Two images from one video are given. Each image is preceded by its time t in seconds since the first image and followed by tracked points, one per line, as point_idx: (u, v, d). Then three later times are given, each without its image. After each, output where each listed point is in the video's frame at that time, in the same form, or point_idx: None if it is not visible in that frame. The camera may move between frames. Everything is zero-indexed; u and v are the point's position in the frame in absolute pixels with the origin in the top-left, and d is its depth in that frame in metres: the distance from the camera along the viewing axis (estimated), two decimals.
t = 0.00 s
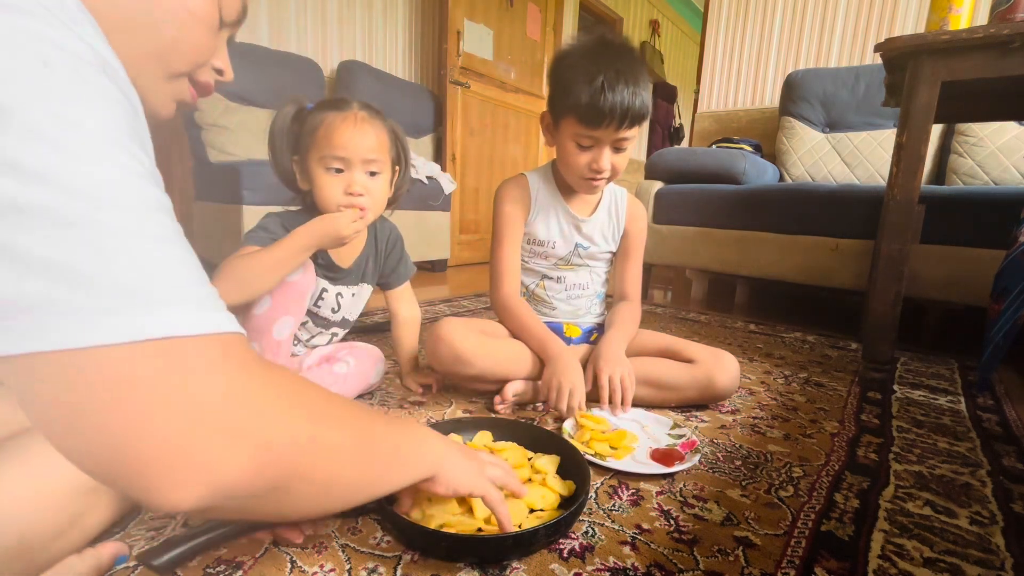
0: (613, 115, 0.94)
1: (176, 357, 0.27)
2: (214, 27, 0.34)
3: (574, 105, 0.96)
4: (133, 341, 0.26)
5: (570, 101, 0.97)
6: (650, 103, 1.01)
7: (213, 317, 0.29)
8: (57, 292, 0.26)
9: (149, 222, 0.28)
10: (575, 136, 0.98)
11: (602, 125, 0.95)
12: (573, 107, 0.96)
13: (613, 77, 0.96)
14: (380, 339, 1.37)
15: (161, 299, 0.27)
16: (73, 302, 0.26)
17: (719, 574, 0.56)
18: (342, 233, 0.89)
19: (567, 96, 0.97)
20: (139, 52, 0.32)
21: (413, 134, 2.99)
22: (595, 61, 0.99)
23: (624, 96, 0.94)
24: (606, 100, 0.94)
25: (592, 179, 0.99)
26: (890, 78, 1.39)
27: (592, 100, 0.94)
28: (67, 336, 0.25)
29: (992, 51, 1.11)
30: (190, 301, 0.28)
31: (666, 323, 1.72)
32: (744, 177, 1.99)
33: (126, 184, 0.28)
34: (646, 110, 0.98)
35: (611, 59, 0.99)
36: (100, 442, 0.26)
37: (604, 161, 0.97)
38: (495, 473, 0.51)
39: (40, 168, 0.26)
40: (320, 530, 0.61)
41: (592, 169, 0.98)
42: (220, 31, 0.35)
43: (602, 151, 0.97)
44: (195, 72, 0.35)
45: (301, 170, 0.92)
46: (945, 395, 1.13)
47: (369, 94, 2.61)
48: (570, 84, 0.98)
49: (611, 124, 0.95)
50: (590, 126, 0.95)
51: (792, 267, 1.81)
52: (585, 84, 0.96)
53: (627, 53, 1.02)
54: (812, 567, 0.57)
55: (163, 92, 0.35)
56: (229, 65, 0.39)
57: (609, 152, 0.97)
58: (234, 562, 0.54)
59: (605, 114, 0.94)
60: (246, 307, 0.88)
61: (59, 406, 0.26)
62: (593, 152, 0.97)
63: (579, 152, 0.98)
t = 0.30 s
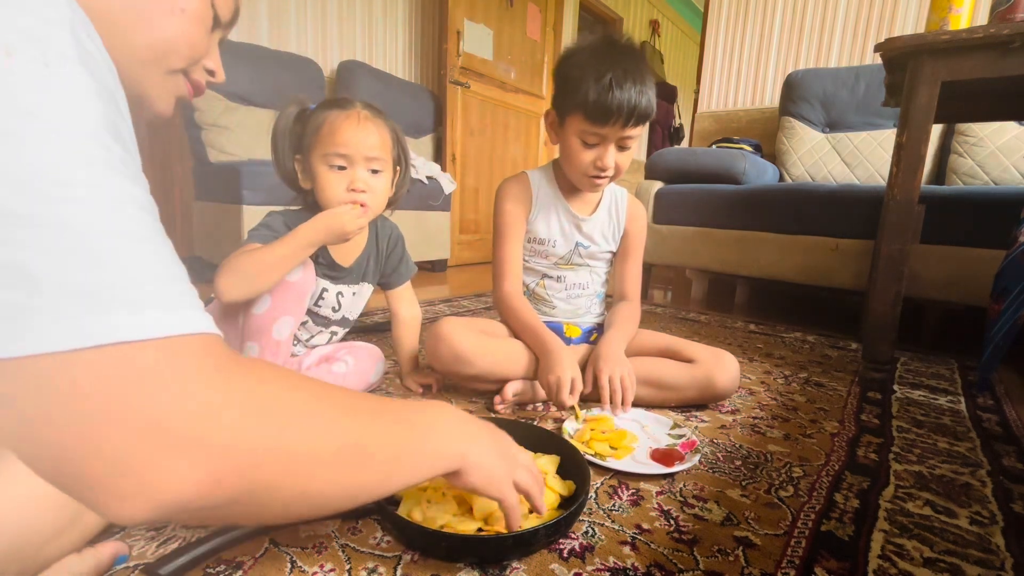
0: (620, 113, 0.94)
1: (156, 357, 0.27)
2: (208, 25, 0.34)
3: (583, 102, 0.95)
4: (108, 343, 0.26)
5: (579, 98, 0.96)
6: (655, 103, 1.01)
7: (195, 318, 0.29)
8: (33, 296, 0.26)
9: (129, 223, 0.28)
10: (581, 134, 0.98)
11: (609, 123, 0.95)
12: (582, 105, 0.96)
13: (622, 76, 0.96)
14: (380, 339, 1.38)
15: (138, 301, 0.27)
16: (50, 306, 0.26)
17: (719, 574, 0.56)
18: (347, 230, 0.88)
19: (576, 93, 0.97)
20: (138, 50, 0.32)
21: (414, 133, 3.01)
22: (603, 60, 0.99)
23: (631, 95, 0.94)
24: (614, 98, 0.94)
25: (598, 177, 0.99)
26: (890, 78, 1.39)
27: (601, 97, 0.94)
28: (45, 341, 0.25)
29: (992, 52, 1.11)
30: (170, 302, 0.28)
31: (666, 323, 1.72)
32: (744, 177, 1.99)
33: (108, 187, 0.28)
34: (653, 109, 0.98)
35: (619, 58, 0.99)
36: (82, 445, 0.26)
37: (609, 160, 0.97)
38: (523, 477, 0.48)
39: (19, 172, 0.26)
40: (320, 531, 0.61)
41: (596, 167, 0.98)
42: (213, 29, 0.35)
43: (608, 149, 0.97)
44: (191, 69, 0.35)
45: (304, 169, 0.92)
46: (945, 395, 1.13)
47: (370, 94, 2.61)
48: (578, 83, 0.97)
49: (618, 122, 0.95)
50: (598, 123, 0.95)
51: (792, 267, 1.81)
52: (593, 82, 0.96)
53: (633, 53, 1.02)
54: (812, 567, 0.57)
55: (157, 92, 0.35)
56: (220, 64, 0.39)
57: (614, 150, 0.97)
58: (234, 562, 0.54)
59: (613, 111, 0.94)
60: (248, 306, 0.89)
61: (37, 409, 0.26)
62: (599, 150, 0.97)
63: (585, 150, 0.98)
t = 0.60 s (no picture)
0: (639, 115, 0.94)
1: (161, 369, 0.27)
2: (213, 31, 0.34)
3: (603, 100, 0.95)
4: (115, 358, 0.26)
5: (598, 96, 0.96)
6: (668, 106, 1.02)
7: (198, 331, 0.29)
8: (35, 307, 0.25)
9: (135, 235, 0.28)
10: (595, 132, 0.97)
11: (627, 123, 0.95)
12: (601, 103, 0.95)
13: (643, 77, 0.96)
14: (380, 339, 1.38)
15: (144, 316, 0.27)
16: (54, 318, 0.25)
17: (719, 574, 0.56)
18: (351, 228, 0.89)
19: (595, 90, 0.96)
20: (144, 57, 0.32)
21: (414, 133, 3.01)
22: (623, 59, 0.98)
23: (651, 98, 0.94)
24: (635, 99, 0.93)
25: (608, 176, 0.99)
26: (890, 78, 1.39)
27: (621, 96, 0.94)
28: (48, 352, 0.25)
29: (993, 52, 1.11)
30: (174, 317, 0.28)
31: (666, 323, 1.72)
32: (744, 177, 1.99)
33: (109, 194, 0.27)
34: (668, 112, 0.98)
35: (639, 59, 0.99)
36: (79, 454, 0.26)
37: (621, 159, 0.97)
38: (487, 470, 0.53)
39: (22, 183, 0.25)
40: (319, 531, 0.60)
41: (608, 166, 0.98)
42: (216, 35, 0.35)
43: (621, 149, 0.97)
44: (194, 75, 0.35)
45: (306, 169, 0.92)
46: (945, 395, 1.13)
47: (370, 94, 2.61)
48: (598, 81, 0.97)
49: (635, 123, 0.95)
50: (615, 123, 0.95)
51: (792, 267, 1.81)
52: (614, 80, 0.95)
53: (651, 55, 1.02)
54: (812, 567, 0.57)
55: (158, 97, 0.35)
56: (223, 69, 0.38)
57: (626, 150, 0.98)
58: (234, 562, 0.54)
59: (633, 112, 0.94)
60: (249, 306, 0.89)
61: (34, 418, 0.25)
62: (611, 149, 0.97)
63: (598, 148, 0.98)
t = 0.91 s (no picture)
0: (663, 118, 0.94)
1: (158, 365, 0.27)
2: (209, 40, 0.34)
3: (630, 101, 0.93)
4: (113, 352, 0.26)
5: (624, 96, 0.94)
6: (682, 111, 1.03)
7: (196, 328, 0.29)
8: (32, 299, 0.25)
9: (134, 229, 0.28)
10: (618, 133, 0.96)
11: (651, 125, 0.94)
12: (627, 104, 0.93)
13: (669, 80, 0.95)
14: (380, 339, 1.38)
15: (140, 308, 0.27)
16: (51, 307, 0.25)
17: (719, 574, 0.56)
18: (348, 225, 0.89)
19: (621, 90, 0.94)
20: (141, 64, 0.32)
21: (414, 133, 3.01)
22: (648, 59, 0.97)
23: (676, 102, 0.95)
24: (663, 102, 0.93)
25: (626, 178, 0.98)
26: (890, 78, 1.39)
27: (649, 99, 0.93)
28: (44, 340, 0.25)
29: (993, 52, 1.11)
30: (171, 314, 0.28)
31: (666, 323, 1.72)
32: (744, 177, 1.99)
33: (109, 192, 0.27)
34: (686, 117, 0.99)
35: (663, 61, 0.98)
36: (76, 453, 0.26)
37: (641, 161, 0.96)
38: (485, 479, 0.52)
39: (22, 173, 0.25)
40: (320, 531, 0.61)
41: (628, 168, 0.97)
42: (211, 45, 0.35)
43: (642, 151, 0.96)
44: (189, 82, 0.35)
45: (306, 169, 0.92)
46: (945, 395, 1.13)
47: (370, 94, 2.61)
48: (623, 80, 0.95)
49: (660, 126, 0.95)
50: (640, 125, 0.94)
51: (792, 267, 1.81)
52: (642, 80, 0.94)
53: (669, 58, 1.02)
54: (812, 567, 0.57)
55: (157, 102, 0.35)
56: (216, 77, 0.39)
57: (647, 153, 0.97)
58: (234, 562, 0.54)
59: (658, 115, 0.93)
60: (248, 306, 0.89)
61: (31, 414, 0.25)
62: (633, 151, 0.96)
63: (620, 150, 0.96)
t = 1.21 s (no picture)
0: (689, 130, 0.94)
1: (155, 364, 0.27)
2: (205, 42, 0.34)
3: (656, 110, 0.92)
4: (112, 349, 0.26)
5: (649, 104, 0.93)
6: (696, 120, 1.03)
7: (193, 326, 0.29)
8: (30, 296, 0.25)
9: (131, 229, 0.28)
10: (640, 142, 0.95)
11: (676, 137, 0.94)
12: (653, 113, 0.93)
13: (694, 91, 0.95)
14: (380, 339, 1.38)
15: (137, 304, 0.27)
16: (48, 302, 0.26)
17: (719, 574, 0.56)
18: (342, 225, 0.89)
19: (646, 98, 0.94)
20: (139, 65, 0.32)
21: (414, 133, 3.01)
22: (674, 69, 0.96)
23: (701, 114, 0.94)
24: (688, 113, 0.93)
25: (645, 186, 0.98)
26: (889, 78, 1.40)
27: (678, 109, 0.92)
28: (42, 334, 0.25)
29: (992, 52, 1.11)
30: (167, 312, 0.28)
31: (666, 324, 1.71)
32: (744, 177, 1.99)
33: (107, 190, 0.28)
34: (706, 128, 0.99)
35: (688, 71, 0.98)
36: (75, 453, 0.26)
37: (661, 172, 0.97)
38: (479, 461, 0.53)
39: (16, 166, 0.25)
40: (320, 531, 0.61)
41: (647, 178, 0.97)
42: (208, 46, 0.35)
43: (662, 161, 0.96)
44: (186, 81, 0.35)
45: (306, 170, 0.92)
46: (945, 395, 1.13)
47: (370, 94, 2.61)
48: (648, 88, 0.94)
49: (684, 138, 0.95)
50: (664, 135, 0.94)
51: (792, 267, 1.81)
52: (669, 89, 0.93)
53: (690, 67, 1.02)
54: (812, 567, 0.57)
55: (155, 101, 0.35)
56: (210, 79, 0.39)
57: (666, 163, 0.97)
58: (234, 562, 0.54)
59: (684, 126, 0.93)
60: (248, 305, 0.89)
61: (27, 414, 0.25)
62: (654, 161, 0.96)
63: (641, 158, 0.96)
